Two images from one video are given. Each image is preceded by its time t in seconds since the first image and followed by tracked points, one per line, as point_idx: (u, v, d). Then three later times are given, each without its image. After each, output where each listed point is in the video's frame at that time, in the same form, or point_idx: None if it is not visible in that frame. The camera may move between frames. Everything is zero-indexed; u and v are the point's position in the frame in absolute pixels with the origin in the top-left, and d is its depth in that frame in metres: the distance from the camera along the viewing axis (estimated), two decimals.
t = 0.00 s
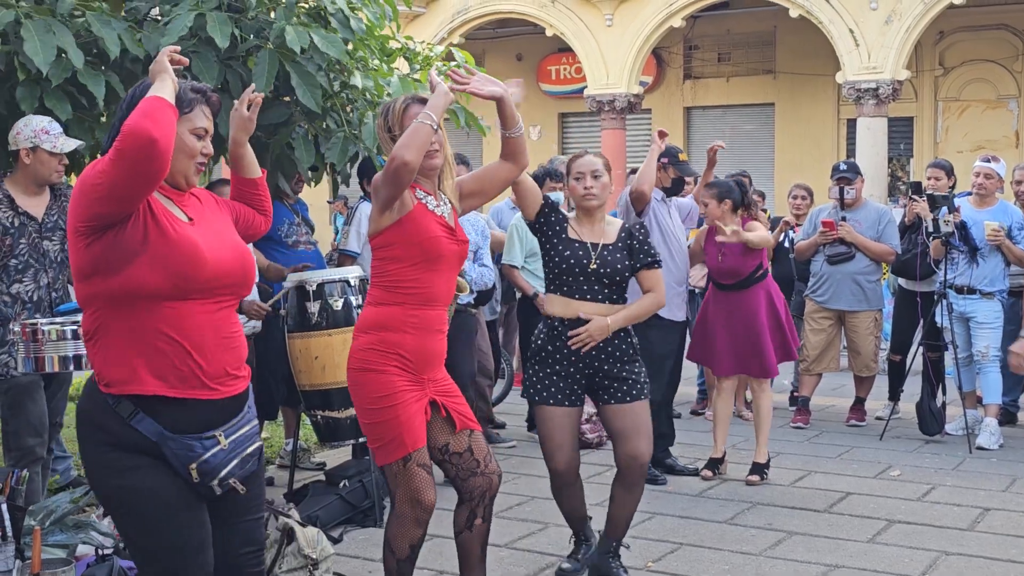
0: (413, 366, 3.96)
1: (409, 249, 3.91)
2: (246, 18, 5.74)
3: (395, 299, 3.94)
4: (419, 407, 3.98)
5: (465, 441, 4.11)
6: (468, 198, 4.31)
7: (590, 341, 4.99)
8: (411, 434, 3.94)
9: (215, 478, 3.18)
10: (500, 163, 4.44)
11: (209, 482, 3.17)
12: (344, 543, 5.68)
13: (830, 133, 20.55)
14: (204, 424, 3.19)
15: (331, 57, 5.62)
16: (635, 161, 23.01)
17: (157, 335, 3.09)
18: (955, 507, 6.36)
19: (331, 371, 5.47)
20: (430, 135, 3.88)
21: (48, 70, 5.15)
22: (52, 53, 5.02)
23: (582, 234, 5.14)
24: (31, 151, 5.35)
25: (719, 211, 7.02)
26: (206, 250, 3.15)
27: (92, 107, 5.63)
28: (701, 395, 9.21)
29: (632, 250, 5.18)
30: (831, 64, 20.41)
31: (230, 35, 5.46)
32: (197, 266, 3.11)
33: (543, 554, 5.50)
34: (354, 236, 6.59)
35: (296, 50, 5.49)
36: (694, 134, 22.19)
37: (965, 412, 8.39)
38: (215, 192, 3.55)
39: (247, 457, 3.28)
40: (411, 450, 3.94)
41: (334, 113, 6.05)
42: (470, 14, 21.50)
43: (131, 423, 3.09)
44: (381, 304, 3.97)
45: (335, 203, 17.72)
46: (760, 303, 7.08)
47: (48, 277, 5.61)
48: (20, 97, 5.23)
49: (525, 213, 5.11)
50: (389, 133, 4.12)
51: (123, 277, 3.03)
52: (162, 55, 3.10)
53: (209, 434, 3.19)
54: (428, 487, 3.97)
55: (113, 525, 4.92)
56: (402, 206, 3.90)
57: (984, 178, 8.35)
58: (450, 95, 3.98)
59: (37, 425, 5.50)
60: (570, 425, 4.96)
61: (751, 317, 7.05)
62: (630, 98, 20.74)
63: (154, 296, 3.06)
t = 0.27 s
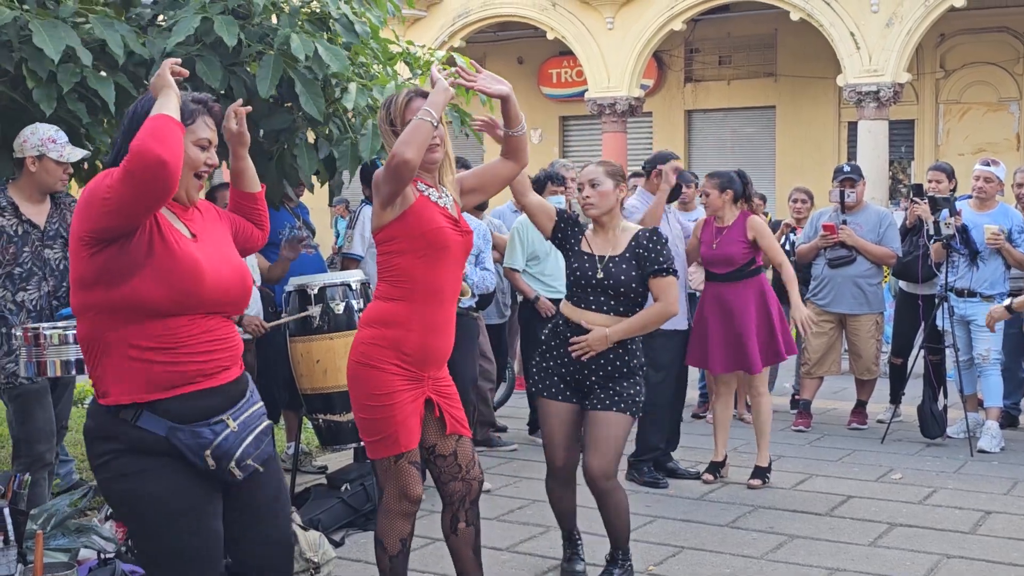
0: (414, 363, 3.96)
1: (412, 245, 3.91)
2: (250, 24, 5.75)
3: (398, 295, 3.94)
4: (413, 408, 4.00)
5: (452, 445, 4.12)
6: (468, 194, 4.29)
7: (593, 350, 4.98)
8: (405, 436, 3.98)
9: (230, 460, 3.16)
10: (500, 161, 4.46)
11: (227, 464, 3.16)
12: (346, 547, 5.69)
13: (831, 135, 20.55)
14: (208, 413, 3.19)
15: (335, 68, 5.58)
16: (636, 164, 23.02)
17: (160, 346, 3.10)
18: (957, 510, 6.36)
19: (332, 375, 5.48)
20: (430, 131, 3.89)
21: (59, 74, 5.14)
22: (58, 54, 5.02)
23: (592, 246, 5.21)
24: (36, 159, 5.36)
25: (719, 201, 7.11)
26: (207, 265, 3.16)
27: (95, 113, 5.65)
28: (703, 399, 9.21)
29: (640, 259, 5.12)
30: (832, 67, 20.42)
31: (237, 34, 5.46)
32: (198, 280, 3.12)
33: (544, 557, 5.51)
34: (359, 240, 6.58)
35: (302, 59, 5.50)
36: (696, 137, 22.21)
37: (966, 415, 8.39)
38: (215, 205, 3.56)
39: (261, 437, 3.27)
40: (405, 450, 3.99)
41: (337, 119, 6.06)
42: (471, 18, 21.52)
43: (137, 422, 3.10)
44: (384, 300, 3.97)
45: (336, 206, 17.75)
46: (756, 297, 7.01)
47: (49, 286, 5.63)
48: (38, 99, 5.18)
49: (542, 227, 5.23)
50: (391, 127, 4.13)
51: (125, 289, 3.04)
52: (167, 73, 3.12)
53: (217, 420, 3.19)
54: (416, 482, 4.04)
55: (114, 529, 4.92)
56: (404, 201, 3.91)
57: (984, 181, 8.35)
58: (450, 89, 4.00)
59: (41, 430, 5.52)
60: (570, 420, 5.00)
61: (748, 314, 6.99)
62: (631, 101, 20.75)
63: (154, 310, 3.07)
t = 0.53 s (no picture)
0: (420, 362, 3.97)
1: (413, 244, 3.91)
2: (257, 31, 5.77)
3: (401, 295, 3.95)
4: (422, 407, 4.01)
5: (455, 447, 4.11)
6: (466, 192, 4.31)
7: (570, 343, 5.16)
8: (408, 437, 4.00)
9: (213, 474, 3.13)
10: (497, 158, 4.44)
11: (205, 478, 3.12)
12: (347, 551, 5.69)
13: (832, 138, 20.55)
14: (204, 419, 3.17)
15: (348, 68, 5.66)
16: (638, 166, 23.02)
17: (171, 347, 3.12)
18: (959, 513, 6.36)
19: (334, 379, 5.48)
20: (423, 133, 3.87)
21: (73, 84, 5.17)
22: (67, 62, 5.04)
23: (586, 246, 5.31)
24: (43, 167, 5.38)
25: (719, 205, 7.11)
26: (214, 263, 3.16)
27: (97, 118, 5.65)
28: (704, 401, 9.21)
29: (620, 259, 5.17)
30: (834, 70, 20.43)
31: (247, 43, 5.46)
32: (206, 279, 3.13)
33: (546, 561, 5.50)
34: (356, 244, 6.60)
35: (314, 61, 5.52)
36: (697, 139, 22.21)
37: (968, 418, 8.39)
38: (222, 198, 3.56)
39: (247, 458, 3.23)
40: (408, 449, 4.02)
41: (340, 125, 6.07)
42: (473, 21, 21.54)
43: (138, 409, 3.09)
44: (390, 301, 3.98)
45: (339, 209, 17.78)
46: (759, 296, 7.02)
47: (52, 293, 5.63)
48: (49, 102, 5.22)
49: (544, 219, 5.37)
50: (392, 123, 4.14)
51: (134, 293, 3.06)
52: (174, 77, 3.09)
53: (211, 429, 3.17)
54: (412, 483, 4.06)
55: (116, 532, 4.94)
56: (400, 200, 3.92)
57: (984, 183, 8.36)
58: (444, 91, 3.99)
59: (43, 434, 5.52)
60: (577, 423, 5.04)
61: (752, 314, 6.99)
62: (633, 104, 20.75)
63: (165, 312, 3.09)
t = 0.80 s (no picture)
0: (435, 368, 3.95)
1: (412, 251, 3.92)
2: (262, 35, 5.79)
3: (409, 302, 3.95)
4: (445, 411, 3.98)
5: (476, 445, 4.12)
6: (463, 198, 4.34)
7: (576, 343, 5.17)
8: (434, 443, 3.96)
9: (228, 480, 3.18)
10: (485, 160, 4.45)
11: (224, 483, 3.18)
12: (351, 552, 5.69)
13: (835, 138, 20.54)
14: (221, 424, 3.18)
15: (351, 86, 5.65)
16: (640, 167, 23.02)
17: (180, 347, 3.11)
18: (962, 514, 6.35)
19: (337, 381, 5.48)
20: (420, 142, 3.88)
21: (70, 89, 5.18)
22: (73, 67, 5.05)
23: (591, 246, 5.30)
24: (47, 166, 5.37)
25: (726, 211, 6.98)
26: (217, 253, 3.15)
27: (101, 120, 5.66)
28: (707, 403, 9.21)
29: (620, 262, 5.15)
30: (836, 71, 20.42)
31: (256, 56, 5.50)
32: (210, 270, 3.12)
33: (549, 562, 5.51)
34: (359, 246, 6.60)
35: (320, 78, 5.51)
36: (699, 140, 22.20)
37: (972, 419, 8.38)
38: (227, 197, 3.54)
39: (264, 460, 3.29)
40: (435, 456, 3.97)
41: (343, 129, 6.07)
42: (475, 22, 21.54)
43: (151, 418, 3.10)
44: (398, 311, 3.99)
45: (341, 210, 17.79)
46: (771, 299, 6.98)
47: (54, 292, 5.62)
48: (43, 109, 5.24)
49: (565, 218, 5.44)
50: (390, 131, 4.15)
51: (138, 286, 3.05)
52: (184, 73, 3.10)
53: (228, 435, 3.19)
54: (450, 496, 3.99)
55: (119, 534, 4.94)
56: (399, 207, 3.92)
57: (985, 183, 8.36)
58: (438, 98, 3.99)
59: (48, 435, 5.52)
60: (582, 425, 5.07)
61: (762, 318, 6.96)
62: (635, 105, 20.75)
63: (168, 304, 3.08)
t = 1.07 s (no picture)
0: (446, 372, 3.97)
1: (407, 271, 3.95)
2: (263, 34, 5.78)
3: (406, 317, 3.97)
4: (461, 415, 3.98)
5: (505, 445, 4.12)
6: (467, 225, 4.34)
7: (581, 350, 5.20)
8: (454, 448, 3.93)
9: (240, 462, 3.18)
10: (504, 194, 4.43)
11: (236, 465, 3.17)
12: (353, 552, 5.69)
13: (837, 139, 20.53)
14: (221, 413, 3.20)
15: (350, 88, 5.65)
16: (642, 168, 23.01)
17: (178, 347, 3.11)
18: (965, 515, 6.35)
19: (339, 381, 5.48)
20: (420, 172, 3.88)
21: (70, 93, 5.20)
22: (76, 71, 5.06)
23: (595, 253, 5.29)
24: (46, 166, 5.35)
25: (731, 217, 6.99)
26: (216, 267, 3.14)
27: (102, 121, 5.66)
28: (710, 403, 9.20)
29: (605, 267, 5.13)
30: (838, 71, 20.41)
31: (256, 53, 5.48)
32: (208, 283, 3.10)
33: (552, 562, 5.50)
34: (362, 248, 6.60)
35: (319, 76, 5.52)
36: (701, 141, 22.20)
37: (975, 420, 8.38)
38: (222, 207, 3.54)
39: (270, 441, 3.27)
40: (454, 464, 3.94)
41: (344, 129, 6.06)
42: (477, 23, 21.54)
43: (151, 414, 3.12)
44: (388, 330, 4.01)
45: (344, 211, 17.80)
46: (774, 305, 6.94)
47: (59, 293, 5.62)
48: (43, 112, 5.25)
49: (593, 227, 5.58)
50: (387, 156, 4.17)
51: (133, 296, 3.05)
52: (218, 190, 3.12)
53: (229, 421, 3.20)
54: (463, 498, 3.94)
55: (123, 535, 4.95)
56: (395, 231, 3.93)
57: (987, 184, 8.37)
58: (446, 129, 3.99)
59: (51, 437, 5.53)
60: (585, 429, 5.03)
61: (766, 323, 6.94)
62: (637, 106, 20.75)
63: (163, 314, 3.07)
